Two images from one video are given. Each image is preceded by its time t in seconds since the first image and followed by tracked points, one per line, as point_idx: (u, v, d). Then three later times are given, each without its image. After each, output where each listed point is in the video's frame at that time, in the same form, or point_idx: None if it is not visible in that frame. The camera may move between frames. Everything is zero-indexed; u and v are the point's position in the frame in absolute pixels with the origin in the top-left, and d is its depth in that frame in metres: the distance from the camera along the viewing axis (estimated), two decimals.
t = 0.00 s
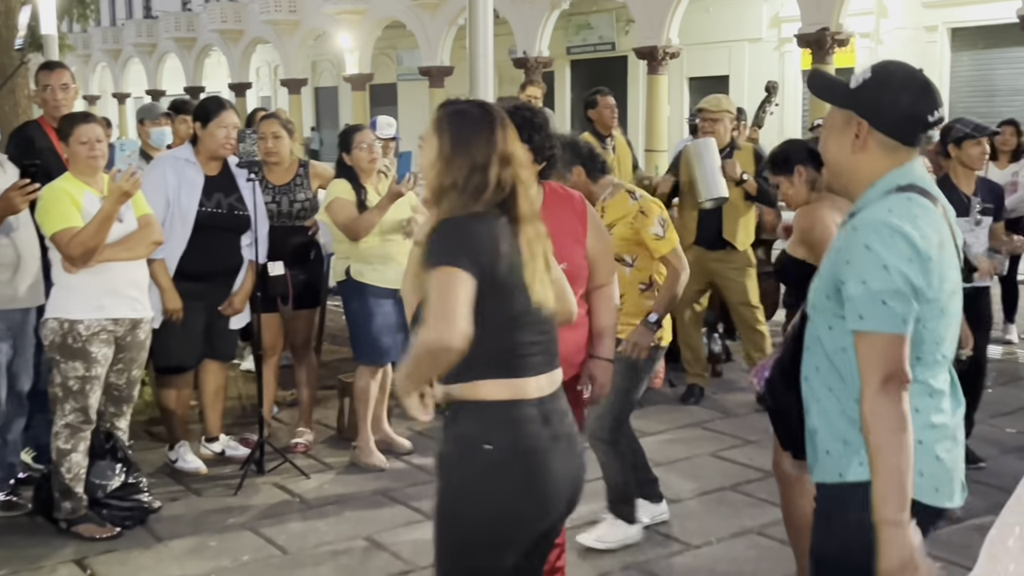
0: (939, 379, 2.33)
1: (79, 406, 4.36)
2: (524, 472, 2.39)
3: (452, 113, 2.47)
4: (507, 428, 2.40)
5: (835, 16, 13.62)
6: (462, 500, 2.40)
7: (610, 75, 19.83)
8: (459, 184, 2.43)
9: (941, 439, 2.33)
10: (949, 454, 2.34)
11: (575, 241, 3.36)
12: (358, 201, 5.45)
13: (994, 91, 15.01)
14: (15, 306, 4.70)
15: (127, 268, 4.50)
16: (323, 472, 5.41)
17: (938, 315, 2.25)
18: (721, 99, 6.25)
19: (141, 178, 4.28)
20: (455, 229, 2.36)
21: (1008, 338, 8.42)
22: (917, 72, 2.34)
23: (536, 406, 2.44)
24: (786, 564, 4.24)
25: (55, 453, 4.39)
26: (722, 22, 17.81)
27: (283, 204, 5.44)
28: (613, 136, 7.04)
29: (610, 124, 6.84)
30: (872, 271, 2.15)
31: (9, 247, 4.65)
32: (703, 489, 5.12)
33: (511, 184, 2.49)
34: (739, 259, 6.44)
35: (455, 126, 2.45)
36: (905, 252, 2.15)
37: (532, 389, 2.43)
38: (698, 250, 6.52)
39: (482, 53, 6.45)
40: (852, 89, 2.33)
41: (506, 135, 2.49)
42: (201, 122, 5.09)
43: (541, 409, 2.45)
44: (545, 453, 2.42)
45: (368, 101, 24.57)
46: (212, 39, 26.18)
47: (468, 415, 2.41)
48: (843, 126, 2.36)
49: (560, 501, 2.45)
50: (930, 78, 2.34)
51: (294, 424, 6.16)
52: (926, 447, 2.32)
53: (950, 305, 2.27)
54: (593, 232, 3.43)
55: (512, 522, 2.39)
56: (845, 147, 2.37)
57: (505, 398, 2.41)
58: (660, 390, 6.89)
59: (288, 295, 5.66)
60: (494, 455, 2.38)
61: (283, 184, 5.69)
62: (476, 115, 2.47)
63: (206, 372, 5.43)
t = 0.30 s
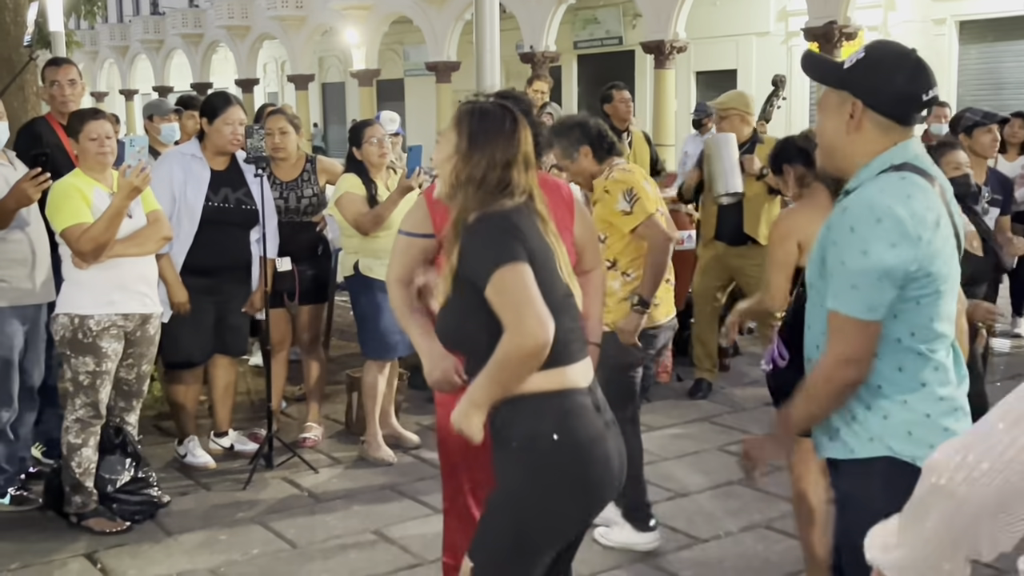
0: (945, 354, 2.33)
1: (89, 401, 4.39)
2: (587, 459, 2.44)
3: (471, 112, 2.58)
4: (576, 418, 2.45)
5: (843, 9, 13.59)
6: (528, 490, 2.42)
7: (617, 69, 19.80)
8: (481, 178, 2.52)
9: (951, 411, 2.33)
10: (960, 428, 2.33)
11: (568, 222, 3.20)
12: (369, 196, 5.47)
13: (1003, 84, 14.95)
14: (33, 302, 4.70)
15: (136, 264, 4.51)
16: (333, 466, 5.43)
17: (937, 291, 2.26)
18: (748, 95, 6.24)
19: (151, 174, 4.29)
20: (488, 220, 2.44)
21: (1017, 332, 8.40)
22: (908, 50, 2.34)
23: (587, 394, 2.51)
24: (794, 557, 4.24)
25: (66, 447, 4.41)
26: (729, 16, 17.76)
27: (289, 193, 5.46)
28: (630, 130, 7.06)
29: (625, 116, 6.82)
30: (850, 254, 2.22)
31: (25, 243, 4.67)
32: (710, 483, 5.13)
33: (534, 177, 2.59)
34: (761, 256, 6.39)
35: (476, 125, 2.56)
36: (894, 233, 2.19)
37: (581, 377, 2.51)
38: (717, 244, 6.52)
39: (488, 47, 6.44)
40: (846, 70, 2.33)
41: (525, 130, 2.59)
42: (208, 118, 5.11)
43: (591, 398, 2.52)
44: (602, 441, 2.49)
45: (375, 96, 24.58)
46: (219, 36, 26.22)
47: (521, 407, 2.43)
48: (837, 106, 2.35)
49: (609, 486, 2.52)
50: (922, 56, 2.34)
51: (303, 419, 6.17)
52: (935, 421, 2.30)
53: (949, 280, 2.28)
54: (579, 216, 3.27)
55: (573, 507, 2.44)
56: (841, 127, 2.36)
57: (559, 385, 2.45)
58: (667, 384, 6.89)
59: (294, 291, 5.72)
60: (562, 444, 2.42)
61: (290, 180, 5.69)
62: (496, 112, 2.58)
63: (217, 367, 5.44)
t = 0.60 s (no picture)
0: (919, 376, 2.32)
1: (95, 395, 4.41)
2: (573, 471, 2.40)
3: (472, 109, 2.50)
4: (558, 426, 2.39)
5: (848, 3, 13.56)
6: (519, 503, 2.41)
7: (622, 64, 19.77)
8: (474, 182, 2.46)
9: (910, 432, 2.33)
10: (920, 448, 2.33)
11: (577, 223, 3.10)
12: (372, 191, 5.47)
13: (1009, 76, 14.90)
14: (40, 297, 4.72)
15: (141, 257, 4.53)
16: (337, 460, 5.45)
17: (902, 308, 2.28)
18: (770, 93, 6.28)
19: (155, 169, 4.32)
20: (481, 225, 2.37)
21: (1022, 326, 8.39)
22: (901, 62, 2.37)
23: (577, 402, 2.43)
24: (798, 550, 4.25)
25: (71, 441, 4.44)
26: (734, 10, 17.73)
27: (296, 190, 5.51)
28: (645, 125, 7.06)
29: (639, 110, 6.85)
30: (804, 270, 2.27)
31: (30, 238, 4.69)
32: (713, 477, 5.13)
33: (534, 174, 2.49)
34: (782, 252, 6.34)
35: (473, 122, 2.48)
36: (846, 252, 2.23)
37: (572, 387, 2.43)
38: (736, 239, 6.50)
39: (492, 41, 6.44)
40: (842, 84, 2.35)
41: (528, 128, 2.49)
42: (210, 111, 5.13)
43: (583, 406, 2.45)
44: (593, 448, 2.43)
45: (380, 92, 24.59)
46: (224, 33, 26.26)
47: (503, 415, 2.41)
48: (835, 120, 2.38)
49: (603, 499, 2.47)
50: (914, 68, 2.38)
51: (307, 414, 6.19)
52: (890, 439, 2.32)
53: (920, 300, 2.27)
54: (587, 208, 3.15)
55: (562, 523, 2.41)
56: (840, 140, 2.39)
57: (546, 394, 2.39)
58: (671, 378, 6.90)
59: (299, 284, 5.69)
60: (546, 454, 2.38)
61: (292, 174, 5.70)
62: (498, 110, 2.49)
63: (223, 362, 5.49)
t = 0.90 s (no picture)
0: (894, 348, 2.35)
1: (99, 391, 4.41)
2: (533, 451, 2.35)
3: (455, 95, 2.49)
4: (523, 398, 2.36)
5: None
6: (479, 478, 2.37)
7: (625, 60, 19.74)
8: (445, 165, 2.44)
9: (878, 399, 2.35)
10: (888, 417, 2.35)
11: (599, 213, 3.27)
12: (375, 187, 5.46)
13: (1013, 72, 14.88)
14: (44, 294, 4.73)
15: (145, 254, 4.54)
16: (340, 456, 5.45)
17: (874, 275, 2.31)
18: (786, 88, 6.21)
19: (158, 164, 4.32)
20: (438, 218, 2.37)
21: None
22: (909, 36, 2.35)
23: (554, 379, 2.38)
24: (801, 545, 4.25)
25: (76, 437, 4.45)
26: (737, 5, 17.69)
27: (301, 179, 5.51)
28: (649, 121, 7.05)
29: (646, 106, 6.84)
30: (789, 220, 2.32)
31: (35, 235, 4.69)
32: (717, 471, 5.14)
33: (498, 165, 2.41)
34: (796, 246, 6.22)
35: (459, 106, 2.46)
36: (823, 203, 2.28)
37: (548, 362, 2.38)
38: (751, 234, 6.43)
39: (496, 36, 6.43)
40: (848, 60, 2.35)
41: (495, 118, 2.44)
42: (213, 107, 5.12)
43: (560, 384, 2.39)
44: (561, 427, 2.37)
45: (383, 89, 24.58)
46: (227, 30, 26.27)
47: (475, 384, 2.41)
48: (839, 95, 2.39)
49: (578, 483, 2.40)
50: (923, 42, 2.35)
51: (311, 410, 6.20)
52: (852, 401, 2.37)
53: (890, 271, 2.30)
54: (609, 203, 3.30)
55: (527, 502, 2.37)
56: (844, 114, 2.40)
57: (519, 367, 2.37)
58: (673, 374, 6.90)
59: (302, 281, 5.66)
60: (504, 425, 2.36)
61: (294, 171, 5.71)
62: (471, 100, 2.45)
63: (226, 358, 5.48)
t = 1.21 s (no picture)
0: (905, 358, 2.35)
1: (98, 392, 4.42)
2: (502, 469, 2.39)
3: (425, 111, 2.54)
4: (492, 421, 2.40)
5: None
6: (448, 490, 2.42)
7: (626, 60, 19.74)
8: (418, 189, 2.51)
9: (890, 409, 2.35)
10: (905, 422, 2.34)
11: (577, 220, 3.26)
12: (373, 187, 5.44)
13: (1014, 74, 14.81)
14: (43, 295, 4.74)
15: (144, 255, 4.54)
16: (339, 457, 5.46)
17: (887, 287, 2.32)
18: (792, 89, 6.08)
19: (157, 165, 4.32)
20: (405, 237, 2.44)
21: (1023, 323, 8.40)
22: (901, 48, 2.38)
23: (523, 401, 2.43)
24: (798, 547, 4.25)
25: (74, 437, 4.46)
26: (739, 6, 17.69)
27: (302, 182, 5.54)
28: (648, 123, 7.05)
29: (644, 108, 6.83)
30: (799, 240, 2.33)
31: (34, 236, 4.70)
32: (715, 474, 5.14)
33: (469, 178, 2.46)
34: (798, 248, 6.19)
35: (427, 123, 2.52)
36: (838, 226, 2.28)
37: (517, 385, 2.43)
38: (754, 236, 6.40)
39: (494, 39, 6.44)
40: (840, 71, 2.39)
41: (462, 132, 2.49)
42: (213, 110, 5.13)
43: (527, 406, 2.44)
44: (528, 448, 2.42)
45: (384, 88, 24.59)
46: (228, 29, 26.27)
47: (442, 403, 2.43)
48: (834, 105, 2.43)
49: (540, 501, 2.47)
50: (914, 51, 2.38)
51: (309, 410, 6.20)
52: (868, 411, 2.35)
53: (904, 282, 2.31)
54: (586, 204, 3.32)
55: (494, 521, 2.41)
56: (839, 124, 2.43)
57: (492, 389, 2.41)
58: (672, 375, 6.90)
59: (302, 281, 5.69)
60: (472, 447, 2.39)
61: (293, 171, 5.72)
62: (440, 114, 2.51)
63: (225, 358, 5.49)
